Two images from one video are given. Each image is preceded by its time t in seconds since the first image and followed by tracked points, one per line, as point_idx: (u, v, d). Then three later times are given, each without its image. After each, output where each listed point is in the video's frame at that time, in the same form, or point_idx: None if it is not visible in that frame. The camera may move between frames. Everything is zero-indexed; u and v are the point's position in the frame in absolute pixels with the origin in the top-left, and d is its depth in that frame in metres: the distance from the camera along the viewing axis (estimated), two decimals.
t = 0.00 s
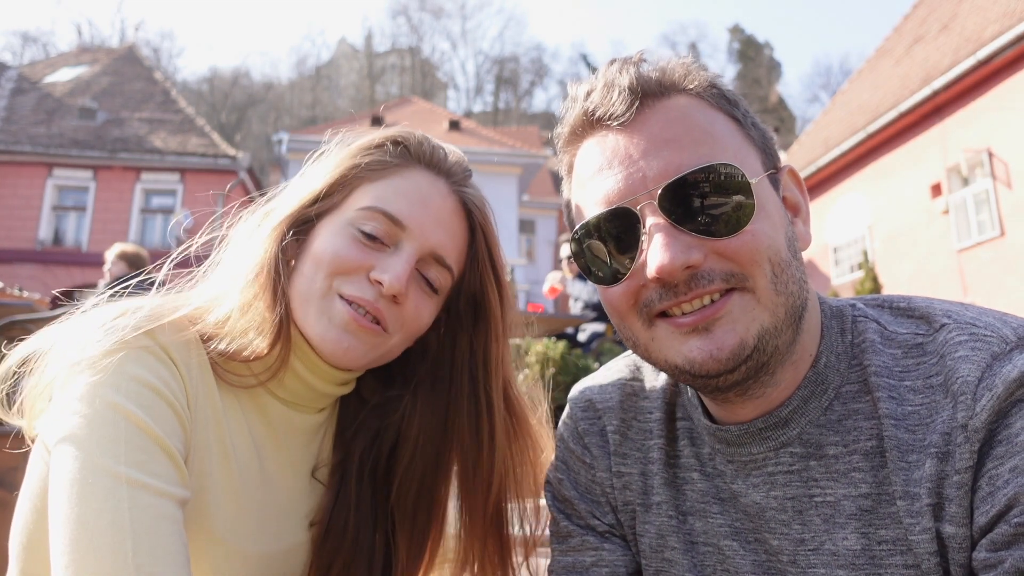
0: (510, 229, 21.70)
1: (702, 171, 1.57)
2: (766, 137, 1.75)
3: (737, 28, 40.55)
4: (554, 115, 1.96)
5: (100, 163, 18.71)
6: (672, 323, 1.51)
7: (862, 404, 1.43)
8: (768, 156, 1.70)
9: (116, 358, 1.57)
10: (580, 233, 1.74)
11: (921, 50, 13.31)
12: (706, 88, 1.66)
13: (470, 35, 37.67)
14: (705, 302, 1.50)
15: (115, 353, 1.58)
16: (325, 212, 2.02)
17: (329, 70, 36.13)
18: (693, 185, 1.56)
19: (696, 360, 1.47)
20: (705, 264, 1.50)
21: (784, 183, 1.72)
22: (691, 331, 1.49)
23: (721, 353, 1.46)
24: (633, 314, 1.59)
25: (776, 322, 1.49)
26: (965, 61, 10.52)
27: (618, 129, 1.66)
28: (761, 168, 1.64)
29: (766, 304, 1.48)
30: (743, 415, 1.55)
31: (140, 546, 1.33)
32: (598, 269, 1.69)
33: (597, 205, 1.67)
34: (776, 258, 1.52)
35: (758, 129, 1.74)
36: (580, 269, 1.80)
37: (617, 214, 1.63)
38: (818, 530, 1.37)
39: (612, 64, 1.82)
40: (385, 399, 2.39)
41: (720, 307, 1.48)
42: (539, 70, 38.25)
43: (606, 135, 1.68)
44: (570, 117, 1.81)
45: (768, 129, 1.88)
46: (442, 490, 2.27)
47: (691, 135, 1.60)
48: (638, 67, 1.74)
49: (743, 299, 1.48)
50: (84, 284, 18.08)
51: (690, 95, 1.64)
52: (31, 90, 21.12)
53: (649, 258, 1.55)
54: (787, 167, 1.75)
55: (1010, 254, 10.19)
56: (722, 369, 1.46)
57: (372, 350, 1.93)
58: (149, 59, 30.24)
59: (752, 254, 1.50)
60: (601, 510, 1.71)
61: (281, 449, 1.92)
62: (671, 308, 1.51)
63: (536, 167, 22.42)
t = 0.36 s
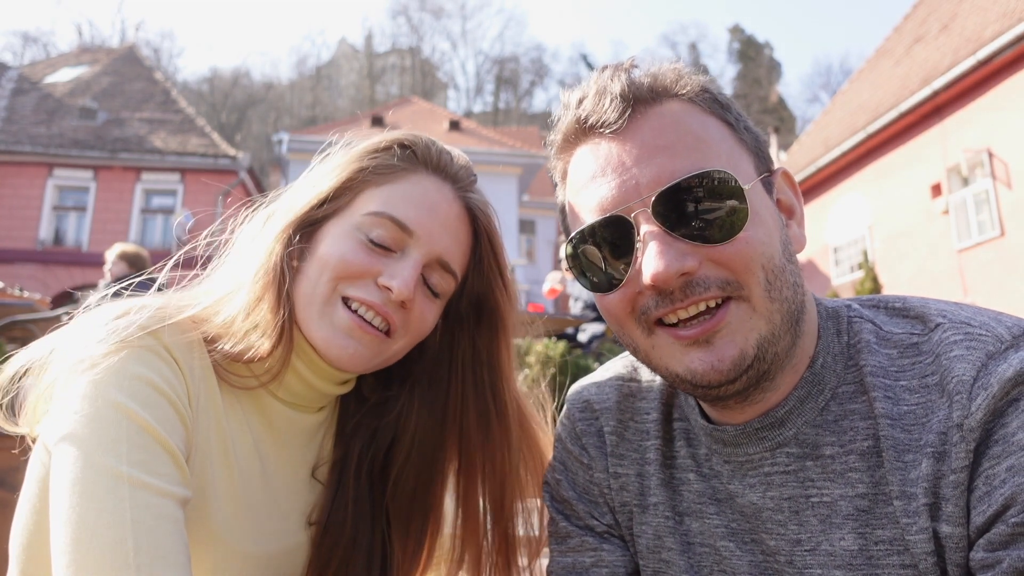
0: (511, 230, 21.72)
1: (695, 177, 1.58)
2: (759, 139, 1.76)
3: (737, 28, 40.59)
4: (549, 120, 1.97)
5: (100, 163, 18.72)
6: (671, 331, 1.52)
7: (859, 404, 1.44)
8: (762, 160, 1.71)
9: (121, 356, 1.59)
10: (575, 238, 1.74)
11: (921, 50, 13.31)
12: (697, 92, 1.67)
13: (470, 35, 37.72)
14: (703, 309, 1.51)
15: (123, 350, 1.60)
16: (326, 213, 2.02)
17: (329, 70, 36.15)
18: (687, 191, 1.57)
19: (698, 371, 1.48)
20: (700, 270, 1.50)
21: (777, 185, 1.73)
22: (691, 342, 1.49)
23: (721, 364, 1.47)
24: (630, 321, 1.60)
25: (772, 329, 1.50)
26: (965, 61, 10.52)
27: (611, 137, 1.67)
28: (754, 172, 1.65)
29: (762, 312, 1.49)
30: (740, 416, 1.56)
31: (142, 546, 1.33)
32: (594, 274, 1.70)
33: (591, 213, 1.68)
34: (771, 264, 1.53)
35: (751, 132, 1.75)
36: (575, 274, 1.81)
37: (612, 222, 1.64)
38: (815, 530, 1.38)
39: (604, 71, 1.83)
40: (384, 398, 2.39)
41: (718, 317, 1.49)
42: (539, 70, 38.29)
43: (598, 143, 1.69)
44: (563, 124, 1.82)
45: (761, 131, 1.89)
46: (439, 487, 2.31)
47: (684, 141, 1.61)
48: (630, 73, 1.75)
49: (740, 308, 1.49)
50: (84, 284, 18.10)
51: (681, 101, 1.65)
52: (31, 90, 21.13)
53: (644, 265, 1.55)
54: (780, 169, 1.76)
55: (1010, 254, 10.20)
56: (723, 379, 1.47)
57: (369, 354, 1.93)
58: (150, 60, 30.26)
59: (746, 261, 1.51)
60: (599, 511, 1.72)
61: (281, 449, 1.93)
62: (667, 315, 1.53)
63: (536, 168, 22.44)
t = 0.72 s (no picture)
0: (511, 229, 21.72)
1: (691, 177, 1.59)
2: (755, 140, 1.76)
3: (737, 28, 40.66)
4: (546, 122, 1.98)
5: (100, 163, 18.72)
6: (667, 330, 1.53)
7: (855, 403, 1.45)
8: (758, 160, 1.71)
9: (126, 353, 1.59)
10: (574, 239, 1.74)
11: (921, 50, 13.32)
12: (694, 94, 1.68)
13: (470, 35, 37.77)
14: (698, 307, 1.51)
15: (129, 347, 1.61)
16: (320, 211, 2.03)
17: (329, 70, 36.16)
18: (684, 190, 1.57)
19: (694, 369, 1.48)
20: (695, 269, 1.51)
21: (774, 186, 1.73)
22: (687, 340, 1.50)
23: (717, 362, 1.47)
24: (627, 319, 1.60)
25: (768, 327, 1.50)
26: (965, 61, 10.53)
27: (607, 137, 1.68)
28: (750, 172, 1.65)
29: (757, 310, 1.50)
30: (737, 415, 1.56)
31: (143, 545, 1.34)
32: (592, 274, 1.70)
33: (588, 212, 1.68)
34: (765, 262, 1.53)
35: (748, 133, 1.75)
36: (572, 274, 1.81)
37: (610, 222, 1.64)
38: (812, 528, 1.38)
39: (601, 73, 1.85)
40: (384, 396, 2.41)
41: (714, 314, 1.49)
42: (539, 70, 38.32)
43: (596, 143, 1.70)
44: (561, 125, 1.83)
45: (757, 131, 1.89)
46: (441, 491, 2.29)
47: (680, 142, 1.62)
48: (626, 75, 1.75)
49: (735, 306, 1.49)
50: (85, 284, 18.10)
51: (677, 102, 1.66)
52: (30, 90, 21.11)
53: (640, 263, 1.56)
54: (777, 170, 1.76)
55: (1010, 254, 10.21)
56: (719, 376, 1.47)
57: (364, 353, 1.94)
58: (149, 60, 30.25)
59: (741, 259, 1.51)
60: (598, 510, 1.72)
61: (283, 448, 1.93)
62: (664, 313, 1.53)
63: (536, 168, 22.43)
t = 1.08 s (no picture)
0: (511, 230, 21.73)
1: (694, 176, 1.58)
2: (758, 139, 1.76)
3: (737, 27, 40.64)
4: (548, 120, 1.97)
5: (100, 163, 18.71)
6: (669, 329, 1.52)
7: (859, 404, 1.44)
8: (760, 158, 1.70)
9: (128, 353, 1.59)
10: (576, 238, 1.73)
11: (921, 50, 13.31)
12: (697, 93, 1.67)
13: (470, 35, 37.79)
14: (700, 306, 1.50)
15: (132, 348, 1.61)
16: (314, 211, 2.01)
17: (329, 70, 36.16)
18: (687, 190, 1.56)
19: (696, 368, 1.48)
20: (698, 268, 1.50)
21: (777, 185, 1.72)
22: (690, 339, 1.49)
23: (719, 361, 1.47)
24: (629, 319, 1.59)
25: (772, 327, 1.49)
26: (965, 61, 10.51)
27: (609, 136, 1.67)
28: (753, 171, 1.65)
29: (760, 309, 1.49)
30: (739, 414, 1.56)
31: (145, 546, 1.33)
32: (594, 274, 1.69)
33: (591, 211, 1.67)
34: (769, 262, 1.52)
35: (750, 132, 1.74)
36: (573, 274, 1.80)
37: (612, 220, 1.63)
38: (815, 530, 1.38)
39: (603, 72, 1.84)
40: (384, 391, 2.39)
41: (717, 313, 1.48)
42: (539, 70, 38.33)
43: (598, 142, 1.69)
44: (563, 124, 1.82)
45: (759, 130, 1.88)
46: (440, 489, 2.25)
47: (682, 140, 1.61)
48: (628, 73, 1.75)
49: (738, 305, 1.49)
50: (85, 284, 18.11)
51: (680, 101, 1.65)
52: (31, 90, 21.11)
53: (641, 262, 1.55)
54: (780, 169, 1.76)
55: (1010, 254, 10.21)
56: (721, 376, 1.46)
57: (361, 353, 1.93)
58: (149, 60, 30.26)
59: (744, 259, 1.50)
60: (599, 511, 1.71)
61: (285, 448, 1.93)
62: (666, 313, 1.52)
63: (536, 168, 22.43)
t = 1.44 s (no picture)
0: (510, 230, 21.74)
1: (694, 177, 1.58)
2: (758, 139, 1.76)
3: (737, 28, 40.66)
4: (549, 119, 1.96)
5: (100, 163, 18.71)
6: (670, 329, 1.52)
7: (859, 404, 1.44)
8: (759, 157, 1.70)
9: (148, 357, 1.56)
10: (575, 239, 1.73)
11: (920, 50, 13.31)
12: (697, 93, 1.67)
13: (470, 36, 37.82)
14: (700, 307, 1.50)
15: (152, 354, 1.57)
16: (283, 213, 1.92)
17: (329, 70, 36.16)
18: (687, 190, 1.56)
19: (696, 368, 1.48)
20: (699, 269, 1.50)
21: (777, 185, 1.73)
22: (689, 339, 1.49)
23: (720, 361, 1.47)
24: (629, 320, 1.59)
25: (772, 328, 1.49)
26: (965, 61, 10.51)
27: (610, 137, 1.67)
28: (753, 172, 1.65)
29: (761, 310, 1.49)
30: (739, 415, 1.55)
31: (159, 545, 1.33)
32: (593, 275, 1.69)
33: (591, 212, 1.67)
34: (770, 262, 1.52)
35: (750, 133, 1.75)
36: (574, 275, 1.80)
37: (612, 221, 1.63)
38: (815, 531, 1.38)
39: (603, 72, 1.83)
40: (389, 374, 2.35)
41: (716, 315, 1.49)
42: (539, 70, 38.34)
43: (598, 143, 1.68)
44: (563, 125, 1.82)
45: (759, 131, 1.88)
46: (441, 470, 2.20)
47: (683, 140, 1.61)
48: (629, 73, 1.75)
49: (738, 306, 1.49)
50: (85, 284, 18.12)
51: (680, 101, 1.65)
52: (31, 90, 21.10)
53: (642, 263, 1.56)
54: (781, 169, 1.76)
55: (1010, 254, 10.21)
56: (721, 376, 1.47)
57: (380, 331, 1.91)
58: (149, 60, 30.26)
59: (745, 259, 1.50)
60: (599, 511, 1.71)
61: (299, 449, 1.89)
62: (666, 314, 1.52)
63: (536, 168, 22.43)
